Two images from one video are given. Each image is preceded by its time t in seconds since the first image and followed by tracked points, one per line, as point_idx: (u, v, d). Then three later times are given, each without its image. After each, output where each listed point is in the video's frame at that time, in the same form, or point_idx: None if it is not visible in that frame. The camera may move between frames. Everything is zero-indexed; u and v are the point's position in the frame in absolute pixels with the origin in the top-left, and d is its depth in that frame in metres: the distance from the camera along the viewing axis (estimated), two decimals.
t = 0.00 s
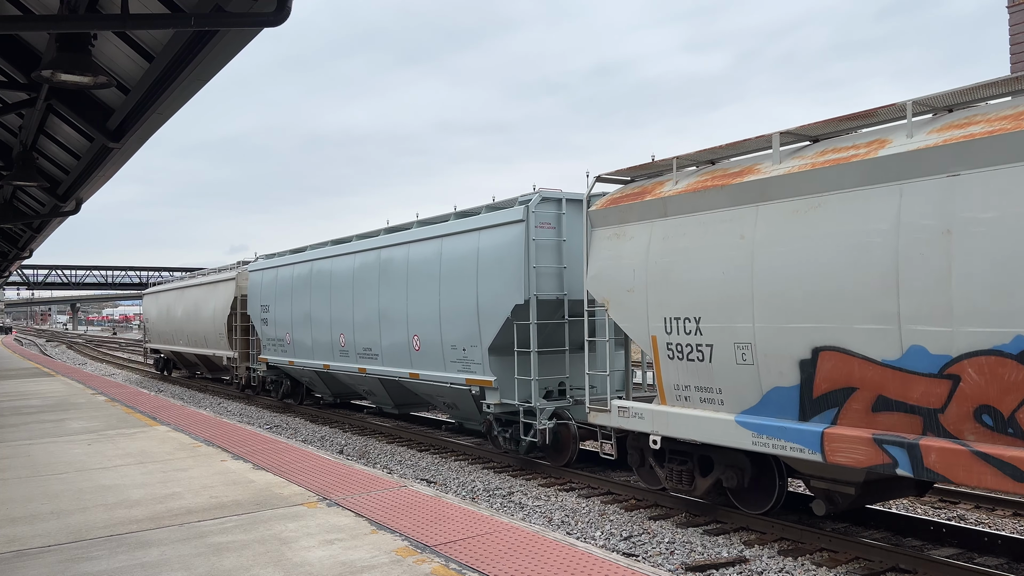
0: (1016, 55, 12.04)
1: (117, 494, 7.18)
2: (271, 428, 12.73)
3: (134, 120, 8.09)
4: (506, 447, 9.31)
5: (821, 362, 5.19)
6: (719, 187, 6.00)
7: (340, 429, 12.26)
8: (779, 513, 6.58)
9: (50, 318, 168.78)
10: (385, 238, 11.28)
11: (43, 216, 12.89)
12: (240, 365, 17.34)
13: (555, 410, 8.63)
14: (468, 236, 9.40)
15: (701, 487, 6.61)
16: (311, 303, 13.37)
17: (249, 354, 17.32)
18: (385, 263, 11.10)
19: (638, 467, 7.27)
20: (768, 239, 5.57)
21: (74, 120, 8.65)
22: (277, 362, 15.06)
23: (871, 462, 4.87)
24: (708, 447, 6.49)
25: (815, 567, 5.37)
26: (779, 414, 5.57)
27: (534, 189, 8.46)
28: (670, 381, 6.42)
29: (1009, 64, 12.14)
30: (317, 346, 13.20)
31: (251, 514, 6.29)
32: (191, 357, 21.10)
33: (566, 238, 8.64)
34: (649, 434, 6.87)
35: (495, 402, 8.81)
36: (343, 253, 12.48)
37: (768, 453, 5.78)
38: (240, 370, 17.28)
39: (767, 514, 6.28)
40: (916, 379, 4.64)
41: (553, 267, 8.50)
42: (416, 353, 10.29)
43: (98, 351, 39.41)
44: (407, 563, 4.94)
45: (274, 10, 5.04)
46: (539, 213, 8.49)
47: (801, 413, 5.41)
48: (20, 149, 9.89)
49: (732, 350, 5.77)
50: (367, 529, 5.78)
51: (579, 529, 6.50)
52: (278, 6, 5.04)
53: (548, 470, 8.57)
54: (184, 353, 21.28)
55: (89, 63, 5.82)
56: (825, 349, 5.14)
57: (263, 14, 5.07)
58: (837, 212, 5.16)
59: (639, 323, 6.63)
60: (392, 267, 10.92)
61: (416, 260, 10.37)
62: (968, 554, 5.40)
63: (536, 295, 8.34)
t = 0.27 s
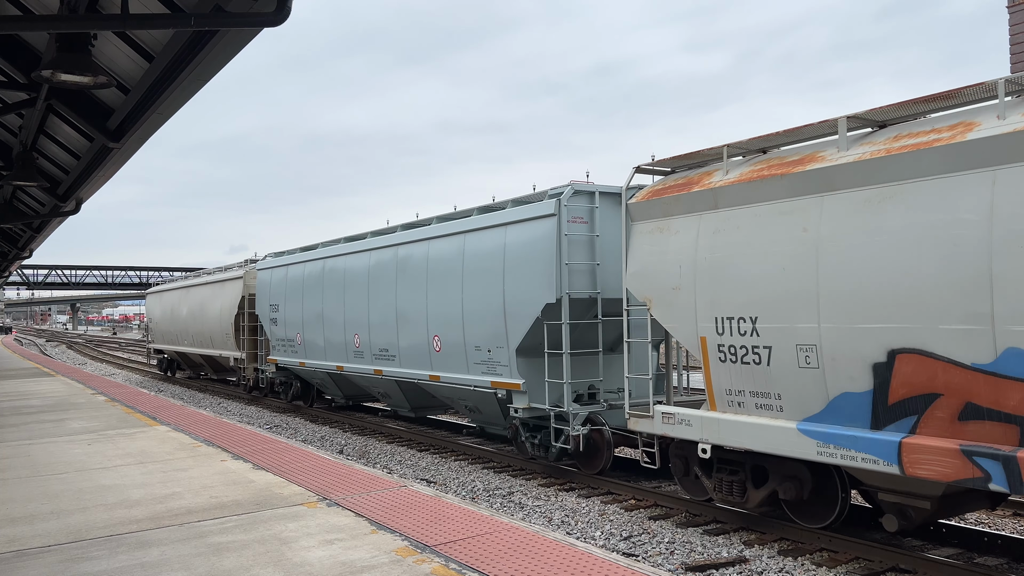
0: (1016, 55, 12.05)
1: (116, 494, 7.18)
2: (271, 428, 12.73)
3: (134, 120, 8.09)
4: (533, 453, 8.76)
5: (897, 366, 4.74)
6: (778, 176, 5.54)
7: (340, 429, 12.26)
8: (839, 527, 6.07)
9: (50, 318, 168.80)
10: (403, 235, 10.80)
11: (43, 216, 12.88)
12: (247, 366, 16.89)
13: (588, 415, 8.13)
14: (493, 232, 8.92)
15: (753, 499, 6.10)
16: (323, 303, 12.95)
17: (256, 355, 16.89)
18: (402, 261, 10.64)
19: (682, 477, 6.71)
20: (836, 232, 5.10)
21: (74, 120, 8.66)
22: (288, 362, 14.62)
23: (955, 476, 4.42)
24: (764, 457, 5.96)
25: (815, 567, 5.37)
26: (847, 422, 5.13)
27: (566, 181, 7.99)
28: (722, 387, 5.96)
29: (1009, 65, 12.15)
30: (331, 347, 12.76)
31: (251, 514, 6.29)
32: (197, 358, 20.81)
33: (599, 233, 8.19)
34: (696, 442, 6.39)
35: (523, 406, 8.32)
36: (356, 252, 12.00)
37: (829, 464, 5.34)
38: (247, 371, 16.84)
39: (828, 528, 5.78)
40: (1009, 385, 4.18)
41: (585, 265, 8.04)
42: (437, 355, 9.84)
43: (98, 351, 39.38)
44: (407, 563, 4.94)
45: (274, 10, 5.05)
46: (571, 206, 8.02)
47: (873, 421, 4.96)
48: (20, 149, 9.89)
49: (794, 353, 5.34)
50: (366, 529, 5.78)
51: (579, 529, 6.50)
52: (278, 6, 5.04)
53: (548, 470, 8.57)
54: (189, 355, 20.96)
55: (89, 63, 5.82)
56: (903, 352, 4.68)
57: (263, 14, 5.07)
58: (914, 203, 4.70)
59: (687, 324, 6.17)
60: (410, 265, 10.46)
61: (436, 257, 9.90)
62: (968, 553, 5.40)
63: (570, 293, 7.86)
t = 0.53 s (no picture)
0: (1016, 55, 12.04)
1: (116, 494, 7.18)
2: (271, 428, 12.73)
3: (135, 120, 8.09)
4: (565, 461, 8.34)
5: (991, 371, 4.34)
6: (847, 164, 5.19)
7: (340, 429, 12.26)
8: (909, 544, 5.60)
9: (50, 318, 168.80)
10: (424, 230, 10.36)
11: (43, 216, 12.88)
12: (257, 367, 16.41)
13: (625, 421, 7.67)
14: (523, 227, 8.50)
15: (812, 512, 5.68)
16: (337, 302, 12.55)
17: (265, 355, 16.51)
18: (422, 258, 10.22)
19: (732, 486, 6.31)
20: (917, 224, 4.75)
21: (74, 120, 8.66)
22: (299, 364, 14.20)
23: None
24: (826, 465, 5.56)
25: (815, 567, 5.37)
26: (927, 431, 4.75)
27: (603, 172, 7.54)
28: (784, 391, 5.61)
29: (1009, 64, 12.15)
30: (345, 347, 12.37)
31: (250, 514, 6.29)
32: (201, 360, 20.47)
33: (637, 227, 7.75)
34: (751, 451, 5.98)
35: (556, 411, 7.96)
36: (373, 249, 11.59)
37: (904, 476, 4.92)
38: (256, 373, 16.36)
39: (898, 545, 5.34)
40: None
41: (623, 261, 7.61)
42: (460, 356, 9.44)
43: (98, 351, 39.36)
44: (407, 563, 4.94)
45: (274, 10, 5.05)
46: (608, 199, 7.58)
47: (960, 431, 4.56)
48: (20, 149, 9.88)
49: (866, 356, 5.00)
50: (367, 529, 5.78)
51: (579, 529, 6.50)
52: (278, 6, 5.04)
53: (548, 470, 8.57)
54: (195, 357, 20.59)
55: (89, 63, 5.82)
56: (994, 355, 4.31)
57: (263, 14, 5.07)
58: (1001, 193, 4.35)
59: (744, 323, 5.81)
60: (431, 262, 10.04)
61: (461, 253, 9.47)
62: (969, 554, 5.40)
63: (606, 292, 7.44)
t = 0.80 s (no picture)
0: (1017, 55, 12.05)
1: (117, 494, 7.18)
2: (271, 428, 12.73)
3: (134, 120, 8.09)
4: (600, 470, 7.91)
5: None
6: (928, 148, 4.70)
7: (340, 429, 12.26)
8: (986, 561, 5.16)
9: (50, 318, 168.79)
10: (446, 226, 9.94)
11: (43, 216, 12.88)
12: (264, 368, 16.13)
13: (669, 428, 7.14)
14: (555, 221, 8.08)
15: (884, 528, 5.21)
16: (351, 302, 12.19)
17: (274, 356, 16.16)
18: (444, 256, 9.83)
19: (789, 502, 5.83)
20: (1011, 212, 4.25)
21: (74, 120, 8.66)
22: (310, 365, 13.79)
23: None
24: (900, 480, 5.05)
25: (815, 567, 5.37)
26: None
27: (645, 162, 7.11)
28: (851, 397, 5.09)
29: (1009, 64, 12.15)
30: (360, 348, 11.97)
31: (250, 514, 6.29)
32: (206, 360, 20.28)
33: (679, 222, 7.33)
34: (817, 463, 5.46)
35: (591, 417, 7.51)
36: (391, 246, 11.20)
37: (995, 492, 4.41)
38: (264, 374, 16.08)
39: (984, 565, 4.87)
40: None
41: (665, 257, 7.17)
42: (485, 358, 9.03)
43: (98, 351, 39.34)
44: (407, 563, 4.94)
45: (274, 10, 5.05)
46: (650, 190, 7.15)
47: None
48: (20, 149, 9.87)
49: (952, 357, 4.49)
50: (367, 529, 5.78)
51: (579, 529, 6.50)
52: (278, 6, 5.04)
53: (548, 470, 8.56)
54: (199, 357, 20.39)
55: (89, 63, 5.82)
56: None
57: (263, 14, 5.07)
58: None
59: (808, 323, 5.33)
60: (454, 259, 9.65)
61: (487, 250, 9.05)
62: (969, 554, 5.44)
63: (648, 289, 7.00)
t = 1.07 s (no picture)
0: (1017, 55, 12.05)
1: (117, 494, 7.18)
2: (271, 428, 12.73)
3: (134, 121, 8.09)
4: (638, 479, 7.44)
5: None
6: None
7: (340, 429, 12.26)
8: None
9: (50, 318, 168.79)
10: (471, 221, 9.52)
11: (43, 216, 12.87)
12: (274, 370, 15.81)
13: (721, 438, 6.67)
14: (591, 214, 7.68)
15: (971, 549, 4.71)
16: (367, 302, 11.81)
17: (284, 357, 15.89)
18: (469, 253, 9.45)
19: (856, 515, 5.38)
20: None
21: (74, 120, 8.66)
22: (324, 367, 13.42)
23: None
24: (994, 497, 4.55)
25: (815, 567, 5.37)
26: None
27: (693, 152, 6.69)
28: (937, 404, 4.64)
29: (1009, 64, 12.16)
30: (377, 349, 11.58)
31: (250, 514, 6.29)
32: (210, 360, 20.13)
33: (728, 214, 6.88)
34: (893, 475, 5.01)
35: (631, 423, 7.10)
36: (410, 243, 10.81)
37: None
38: (274, 376, 15.80)
39: None
40: None
41: (714, 252, 6.75)
42: (515, 360, 8.65)
43: (98, 351, 39.35)
44: (407, 563, 4.94)
45: (274, 10, 5.05)
46: (698, 181, 6.73)
47: None
48: (20, 149, 9.86)
49: None
50: (367, 529, 5.78)
51: (579, 529, 6.50)
52: (278, 6, 5.04)
53: (548, 470, 8.56)
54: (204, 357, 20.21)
55: (89, 63, 5.83)
56: None
57: (263, 14, 5.07)
58: None
59: (888, 324, 4.88)
60: (479, 256, 9.28)
61: (516, 246, 8.65)
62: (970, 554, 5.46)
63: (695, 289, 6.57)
